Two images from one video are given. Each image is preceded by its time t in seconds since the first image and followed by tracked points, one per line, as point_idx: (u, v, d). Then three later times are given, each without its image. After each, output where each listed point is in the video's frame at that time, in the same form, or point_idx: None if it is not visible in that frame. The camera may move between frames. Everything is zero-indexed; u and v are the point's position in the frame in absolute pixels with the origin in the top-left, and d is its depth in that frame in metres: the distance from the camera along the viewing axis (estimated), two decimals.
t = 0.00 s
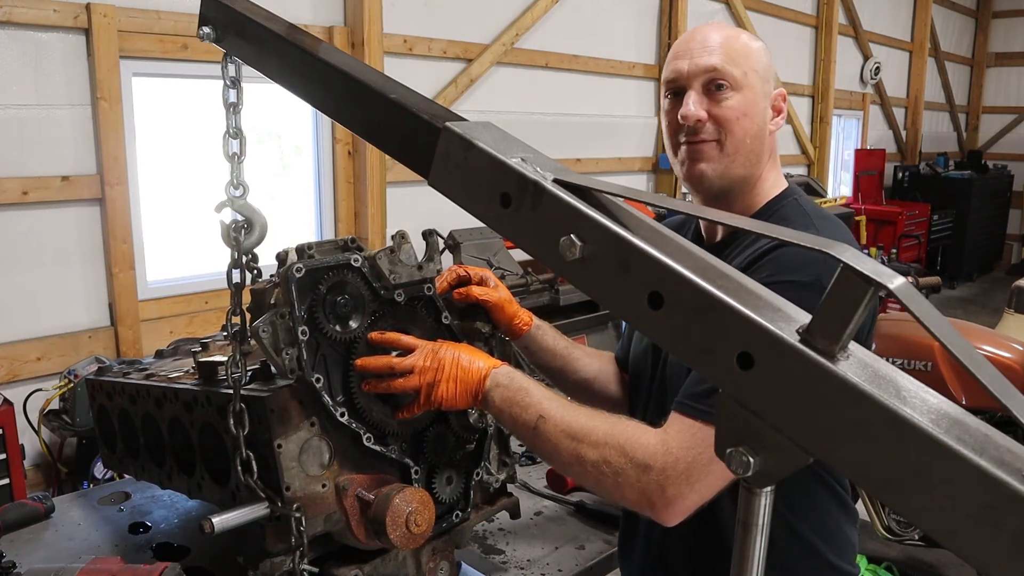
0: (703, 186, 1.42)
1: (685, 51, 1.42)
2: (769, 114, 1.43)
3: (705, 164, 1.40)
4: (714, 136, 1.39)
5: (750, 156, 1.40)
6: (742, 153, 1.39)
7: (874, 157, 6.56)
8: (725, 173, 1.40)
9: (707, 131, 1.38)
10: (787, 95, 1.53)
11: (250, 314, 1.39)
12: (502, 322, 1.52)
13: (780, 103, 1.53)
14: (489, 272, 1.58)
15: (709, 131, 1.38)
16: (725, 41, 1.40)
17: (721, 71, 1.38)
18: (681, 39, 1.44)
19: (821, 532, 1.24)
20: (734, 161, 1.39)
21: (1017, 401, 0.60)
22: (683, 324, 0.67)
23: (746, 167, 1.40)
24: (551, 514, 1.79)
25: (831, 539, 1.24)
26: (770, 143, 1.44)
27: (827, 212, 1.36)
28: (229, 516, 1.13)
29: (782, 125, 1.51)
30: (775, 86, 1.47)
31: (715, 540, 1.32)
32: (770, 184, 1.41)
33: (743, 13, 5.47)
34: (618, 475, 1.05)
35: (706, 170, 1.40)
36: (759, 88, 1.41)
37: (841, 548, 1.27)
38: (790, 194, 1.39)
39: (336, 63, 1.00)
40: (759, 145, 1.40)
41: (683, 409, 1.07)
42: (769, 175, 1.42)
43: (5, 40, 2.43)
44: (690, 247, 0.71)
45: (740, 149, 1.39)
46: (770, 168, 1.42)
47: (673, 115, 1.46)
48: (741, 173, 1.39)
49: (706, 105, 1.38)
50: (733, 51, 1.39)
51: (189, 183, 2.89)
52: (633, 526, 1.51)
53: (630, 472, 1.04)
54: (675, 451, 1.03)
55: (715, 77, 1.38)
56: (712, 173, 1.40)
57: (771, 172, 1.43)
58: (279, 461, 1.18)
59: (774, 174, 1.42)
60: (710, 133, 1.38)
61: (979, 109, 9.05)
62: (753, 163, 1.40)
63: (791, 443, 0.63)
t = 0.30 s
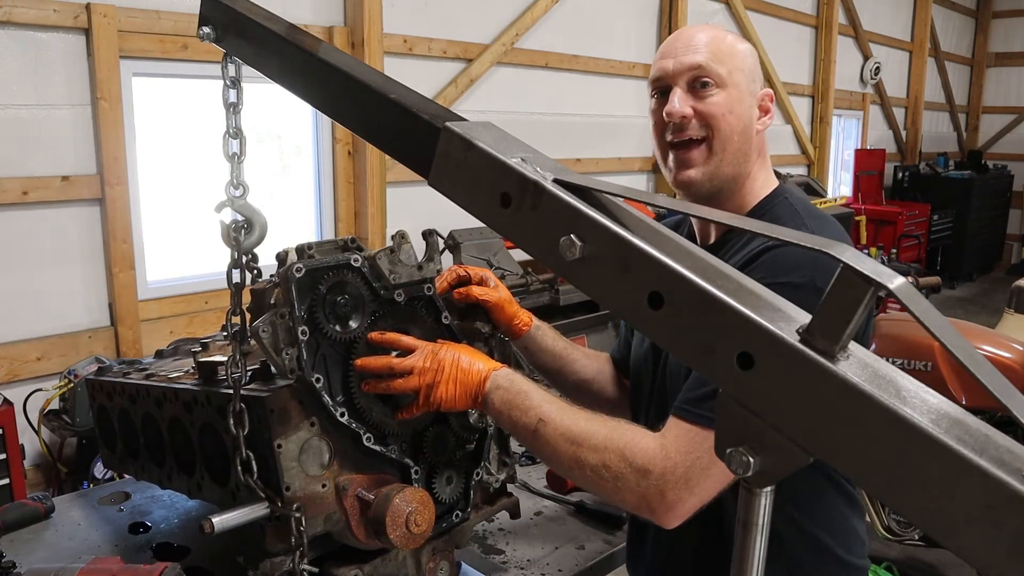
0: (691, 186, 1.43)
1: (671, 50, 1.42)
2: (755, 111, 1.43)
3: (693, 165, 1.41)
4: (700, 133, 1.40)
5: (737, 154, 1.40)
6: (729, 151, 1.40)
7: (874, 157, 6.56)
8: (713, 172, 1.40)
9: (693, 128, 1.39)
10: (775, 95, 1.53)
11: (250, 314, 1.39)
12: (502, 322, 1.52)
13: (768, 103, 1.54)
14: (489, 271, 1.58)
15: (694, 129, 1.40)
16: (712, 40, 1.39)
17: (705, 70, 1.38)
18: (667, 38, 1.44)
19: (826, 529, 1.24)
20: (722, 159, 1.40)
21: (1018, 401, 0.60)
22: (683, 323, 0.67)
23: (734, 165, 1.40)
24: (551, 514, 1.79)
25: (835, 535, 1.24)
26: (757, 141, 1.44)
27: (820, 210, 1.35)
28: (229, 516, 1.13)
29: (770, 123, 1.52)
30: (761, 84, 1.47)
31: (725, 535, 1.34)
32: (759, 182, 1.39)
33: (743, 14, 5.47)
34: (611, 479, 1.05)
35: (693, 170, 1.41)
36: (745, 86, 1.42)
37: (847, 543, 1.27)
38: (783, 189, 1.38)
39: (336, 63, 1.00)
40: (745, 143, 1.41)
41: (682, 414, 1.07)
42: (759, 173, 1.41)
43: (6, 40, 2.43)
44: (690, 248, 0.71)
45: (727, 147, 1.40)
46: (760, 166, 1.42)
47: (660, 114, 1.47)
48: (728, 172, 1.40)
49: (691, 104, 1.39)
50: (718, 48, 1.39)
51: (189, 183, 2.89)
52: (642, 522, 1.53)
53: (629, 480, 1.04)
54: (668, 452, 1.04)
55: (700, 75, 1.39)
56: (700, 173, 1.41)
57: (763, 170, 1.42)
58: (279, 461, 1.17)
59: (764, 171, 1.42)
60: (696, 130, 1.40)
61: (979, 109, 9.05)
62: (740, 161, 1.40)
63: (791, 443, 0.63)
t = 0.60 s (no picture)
0: (729, 170, 1.40)
1: (712, 39, 1.45)
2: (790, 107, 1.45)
3: (732, 146, 1.39)
4: (740, 119, 1.40)
5: (775, 143, 1.40)
6: (769, 138, 1.39)
7: (874, 157, 6.56)
8: (752, 156, 1.39)
9: (734, 113, 1.39)
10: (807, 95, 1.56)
11: (250, 314, 1.39)
12: (502, 322, 1.52)
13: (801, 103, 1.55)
14: (490, 272, 1.58)
15: (735, 114, 1.40)
16: (751, 31, 1.43)
17: (747, 58, 1.41)
18: (706, 31, 1.48)
19: (825, 528, 1.25)
20: (761, 145, 1.39)
21: (1017, 401, 0.60)
22: (683, 323, 0.67)
23: (772, 153, 1.39)
24: (551, 514, 1.79)
25: (841, 529, 1.25)
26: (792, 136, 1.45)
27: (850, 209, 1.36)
28: (229, 516, 1.13)
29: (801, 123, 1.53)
30: (794, 83, 1.50)
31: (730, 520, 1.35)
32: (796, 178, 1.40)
33: (743, 14, 5.47)
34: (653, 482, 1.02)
35: (732, 151, 1.39)
36: (783, 80, 1.44)
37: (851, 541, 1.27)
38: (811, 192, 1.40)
39: (336, 63, 1.00)
40: (783, 133, 1.41)
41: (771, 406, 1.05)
42: (792, 168, 1.41)
43: (6, 40, 2.43)
44: (689, 248, 0.71)
45: (766, 135, 1.40)
46: (792, 161, 1.42)
47: (697, 103, 1.47)
48: (766, 160, 1.39)
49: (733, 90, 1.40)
50: (758, 39, 1.42)
51: (189, 183, 2.89)
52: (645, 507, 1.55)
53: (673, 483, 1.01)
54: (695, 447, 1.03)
55: (741, 64, 1.41)
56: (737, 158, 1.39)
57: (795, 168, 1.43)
58: (279, 461, 1.18)
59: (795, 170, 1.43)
60: (736, 116, 1.40)
61: (979, 109, 9.05)
62: (778, 150, 1.40)
63: (791, 443, 0.63)
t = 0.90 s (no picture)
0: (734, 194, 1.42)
1: (699, 57, 1.41)
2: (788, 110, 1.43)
3: (734, 170, 1.40)
4: (739, 141, 1.39)
5: (776, 156, 1.40)
6: (769, 155, 1.39)
7: (874, 157, 6.56)
8: (755, 177, 1.40)
9: (731, 137, 1.39)
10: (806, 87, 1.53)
11: (250, 314, 1.39)
12: (502, 322, 1.50)
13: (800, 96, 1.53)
14: (491, 271, 1.58)
15: (733, 137, 1.39)
16: (740, 42, 1.38)
17: (738, 76, 1.37)
18: (693, 45, 1.43)
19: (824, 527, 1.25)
20: (762, 164, 1.39)
21: (1017, 400, 0.60)
22: (682, 323, 0.67)
23: (774, 168, 1.40)
24: (551, 514, 1.79)
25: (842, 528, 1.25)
26: (793, 140, 1.44)
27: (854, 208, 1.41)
28: (229, 516, 1.12)
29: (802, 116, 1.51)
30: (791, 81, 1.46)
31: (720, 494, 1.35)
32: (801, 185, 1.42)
33: (744, 13, 5.47)
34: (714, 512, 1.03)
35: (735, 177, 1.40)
36: (777, 86, 1.41)
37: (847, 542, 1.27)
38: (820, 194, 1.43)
39: (336, 63, 1.00)
40: (782, 143, 1.41)
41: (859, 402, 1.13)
42: (798, 173, 1.43)
43: (6, 40, 2.43)
44: (690, 248, 0.71)
45: (766, 152, 1.39)
46: (795, 164, 1.43)
47: (693, 122, 1.46)
48: (769, 176, 1.40)
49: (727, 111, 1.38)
50: (747, 54, 1.38)
51: (189, 183, 2.89)
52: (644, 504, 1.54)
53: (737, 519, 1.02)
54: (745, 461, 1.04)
55: (733, 83, 1.38)
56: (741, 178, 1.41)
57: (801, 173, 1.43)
58: (279, 461, 1.18)
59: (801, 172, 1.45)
60: (734, 139, 1.39)
61: (979, 109, 9.05)
62: (779, 163, 1.40)
63: (791, 443, 0.63)
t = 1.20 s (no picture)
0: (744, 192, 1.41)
1: (717, 52, 1.41)
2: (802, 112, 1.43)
3: (746, 170, 1.39)
4: (752, 140, 1.38)
5: (788, 157, 1.40)
6: (781, 156, 1.39)
7: (874, 157, 6.57)
8: (766, 177, 1.39)
9: (745, 136, 1.38)
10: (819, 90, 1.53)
11: (250, 314, 1.39)
12: (502, 322, 1.51)
13: (813, 98, 1.54)
14: (490, 271, 1.58)
15: (747, 136, 1.38)
16: (758, 40, 1.39)
17: (756, 74, 1.38)
18: (711, 40, 1.42)
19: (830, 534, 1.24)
20: (774, 164, 1.39)
21: (1017, 400, 0.60)
22: (682, 323, 0.67)
23: (785, 169, 1.40)
24: (551, 514, 1.79)
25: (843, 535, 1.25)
26: (805, 143, 1.45)
27: (858, 211, 1.41)
28: (229, 516, 1.12)
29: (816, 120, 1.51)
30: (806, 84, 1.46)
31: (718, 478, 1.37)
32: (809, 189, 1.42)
33: (743, 13, 5.47)
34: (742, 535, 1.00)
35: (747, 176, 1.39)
36: (794, 87, 1.41)
37: (847, 542, 1.28)
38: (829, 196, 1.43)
39: (335, 62, 1.00)
40: (795, 145, 1.41)
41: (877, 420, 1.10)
42: (808, 177, 1.43)
43: (6, 39, 2.43)
44: (690, 248, 0.71)
45: (778, 152, 1.39)
46: (805, 168, 1.43)
47: (706, 119, 1.45)
48: (780, 177, 1.40)
49: (743, 110, 1.38)
50: (766, 52, 1.38)
51: (189, 183, 2.89)
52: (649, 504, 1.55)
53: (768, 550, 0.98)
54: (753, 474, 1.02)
55: (750, 80, 1.38)
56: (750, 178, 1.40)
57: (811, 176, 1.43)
58: (279, 461, 1.18)
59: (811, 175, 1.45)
60: (747, 138, 1.38)
61: (979, 109, 9.05)
62: (791, 164, 1.40)
63: (791, 443, 0.63)
